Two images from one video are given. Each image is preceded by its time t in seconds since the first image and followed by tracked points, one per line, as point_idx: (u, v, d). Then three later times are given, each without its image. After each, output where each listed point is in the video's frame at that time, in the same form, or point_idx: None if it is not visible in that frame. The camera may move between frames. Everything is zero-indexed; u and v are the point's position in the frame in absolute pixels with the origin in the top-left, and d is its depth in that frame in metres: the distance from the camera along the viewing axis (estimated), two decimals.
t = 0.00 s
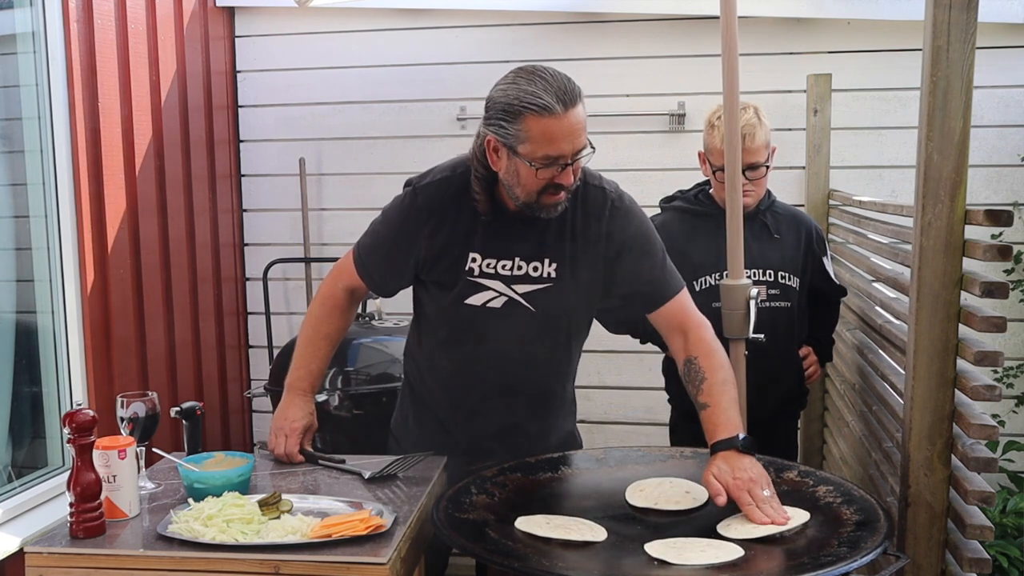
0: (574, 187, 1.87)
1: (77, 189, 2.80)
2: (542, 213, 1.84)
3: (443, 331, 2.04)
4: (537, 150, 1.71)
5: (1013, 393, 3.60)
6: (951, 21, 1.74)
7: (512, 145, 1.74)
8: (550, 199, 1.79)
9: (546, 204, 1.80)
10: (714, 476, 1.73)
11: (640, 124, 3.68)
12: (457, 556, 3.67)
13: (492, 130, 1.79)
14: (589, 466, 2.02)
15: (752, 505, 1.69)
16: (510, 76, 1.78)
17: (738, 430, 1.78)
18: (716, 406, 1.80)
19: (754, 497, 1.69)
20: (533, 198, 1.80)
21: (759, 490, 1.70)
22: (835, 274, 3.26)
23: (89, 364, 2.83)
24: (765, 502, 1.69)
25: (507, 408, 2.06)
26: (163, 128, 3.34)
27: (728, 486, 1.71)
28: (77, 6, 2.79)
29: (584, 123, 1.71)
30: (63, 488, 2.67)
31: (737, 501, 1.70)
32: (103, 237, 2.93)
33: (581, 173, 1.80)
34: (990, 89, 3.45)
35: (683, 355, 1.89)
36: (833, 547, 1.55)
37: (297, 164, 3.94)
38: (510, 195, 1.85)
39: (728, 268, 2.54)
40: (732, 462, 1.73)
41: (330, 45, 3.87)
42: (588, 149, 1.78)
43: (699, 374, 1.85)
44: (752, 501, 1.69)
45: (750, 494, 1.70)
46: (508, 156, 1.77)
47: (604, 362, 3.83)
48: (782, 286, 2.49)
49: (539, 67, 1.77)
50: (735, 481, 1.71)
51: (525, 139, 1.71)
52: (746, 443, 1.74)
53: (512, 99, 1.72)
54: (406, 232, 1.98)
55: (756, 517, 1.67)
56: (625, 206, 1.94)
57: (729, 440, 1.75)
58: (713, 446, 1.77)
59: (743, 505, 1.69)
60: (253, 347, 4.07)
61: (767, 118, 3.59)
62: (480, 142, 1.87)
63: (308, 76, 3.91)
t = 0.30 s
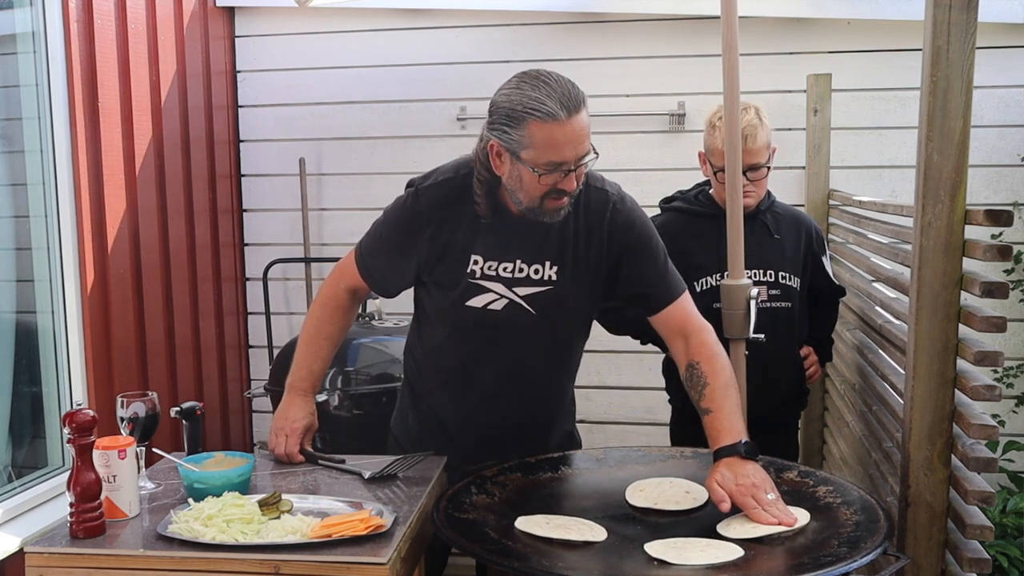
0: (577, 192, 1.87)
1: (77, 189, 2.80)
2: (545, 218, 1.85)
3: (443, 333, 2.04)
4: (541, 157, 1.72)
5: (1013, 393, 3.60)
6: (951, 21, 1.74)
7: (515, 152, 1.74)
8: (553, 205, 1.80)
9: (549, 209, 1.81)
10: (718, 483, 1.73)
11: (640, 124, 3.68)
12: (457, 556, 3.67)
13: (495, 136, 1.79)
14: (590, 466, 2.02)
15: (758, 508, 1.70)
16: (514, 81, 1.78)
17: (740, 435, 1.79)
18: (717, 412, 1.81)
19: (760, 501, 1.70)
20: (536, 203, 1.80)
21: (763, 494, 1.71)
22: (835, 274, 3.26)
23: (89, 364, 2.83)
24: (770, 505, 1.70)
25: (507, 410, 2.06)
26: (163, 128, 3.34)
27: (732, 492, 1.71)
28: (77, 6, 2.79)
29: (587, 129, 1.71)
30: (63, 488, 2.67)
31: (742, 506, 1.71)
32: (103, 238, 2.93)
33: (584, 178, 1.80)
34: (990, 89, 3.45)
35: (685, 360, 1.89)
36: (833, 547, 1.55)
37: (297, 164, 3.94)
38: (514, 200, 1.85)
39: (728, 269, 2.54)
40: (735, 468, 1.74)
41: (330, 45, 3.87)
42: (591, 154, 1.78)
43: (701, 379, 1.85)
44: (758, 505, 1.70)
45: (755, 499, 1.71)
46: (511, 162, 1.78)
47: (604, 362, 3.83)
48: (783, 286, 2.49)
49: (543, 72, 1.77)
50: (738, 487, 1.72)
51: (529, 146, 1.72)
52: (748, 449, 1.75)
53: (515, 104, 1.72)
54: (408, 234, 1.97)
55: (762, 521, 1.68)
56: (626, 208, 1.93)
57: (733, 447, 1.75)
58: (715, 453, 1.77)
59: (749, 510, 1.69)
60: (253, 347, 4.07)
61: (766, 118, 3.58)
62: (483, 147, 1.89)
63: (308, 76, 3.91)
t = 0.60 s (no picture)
0: (573, 185, 1.87)
1: (77, 189, 2.80)
2: (539, 210, 1.85)
3: (441, 329, 2.04)
4: (533, 149, 1.71)
5: (1013, 393, 3.60)
6: (951, 21, 1.74)
7: (508, 144, 1.74)
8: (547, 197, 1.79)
9: (543, 201, 1.80)
10: (714, 482, 1.72)
11: (640, 124, 3.68)
12: (457, 556, 3.67)
13: (490, 128, 1.79)
14: (590, 467, 2.02)
15: (752, 507, 1.69)
16: (507, 74, 1.78)
17: (740, 431, 1.78)
18: (717, 407, 1.80)
19: (754, 500, 1.69)
20: (529, 195, 1.80)
21: (759, 492, 1.70)
22: (835, 274, 3.26)
23: (89, 363, 2.83)
24: (766, 503, 1.69)
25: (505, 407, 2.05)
26: (163, 128, 3.34)
27: (727, 490, 1.71)
28: (77, 6, 2.79)
29: (579, 121, 1.70)
30: (63, 488, 2.67)
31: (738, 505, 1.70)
32: (103, 238, 2.93)
33: (578, 171, 1.79)
34: (990, 89, 3.45)
35: (685, 355, 1.88)
36: (833, 546, 1.55)
37: (297, 164, 3.94)
38: (507, 192, 1.85)
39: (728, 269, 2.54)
40: (731, 465, 1.73)
41: (329, 45, 3.87)
42: (585, 146, 1.77)
43: (702, 374, 1.84)
44: (753, 504, 1.69)
45: (750, 497, 1.70)
46: (505, 155, 1.78)
47: (605, 362, 3.83)
48: (783, 286, 2.49)
49: (536, 65, 1.77)
50: (733, 485, 1.71)
51: (521, 138, 1.72)
52: (746, 446, 1.74)
53: (507, 97, 1.72)
54: (405, 230, 1.98)
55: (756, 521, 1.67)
56: (624, 205, 1.93)
57: (728, 442, 1.75)
58: (713, 449, 1.76)
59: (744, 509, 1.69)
60: (253, 347, 4.07)
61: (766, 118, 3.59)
62: (478, 140, 1.89)
63: (308, 76, 3.91)
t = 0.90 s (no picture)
0: (576, 193, 1.87)
1: (77, 189, 2.80)
2: (544, 218, 1.85)
3: (443, 333, 2.04)
4: (537, 158, 1.71)
5: (1013, 393, 3.60)
6: (951, 21, 1.74)
7: (512, 153, 1.74)
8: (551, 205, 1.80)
9: (547, 209, 1.81)
10: (713, 489, 1.72)
11: (640, 124, 3.68)
12: (457, 556, 3.67)
13: (493, 136, 1.79)
14: (590, 466, 2.02)
15: (752, 512, 1.69)
16: (511, 82, 1.78)
17: (740, 436, 1.77)
18: (716, 412, 1.80)
19: (754, 505, 1.69)
20: (534, 203, 1.81)
21: (758, 497, 1.70)
22: (835, 274, 3.27)
23: (89, 364, 2.83)
24: (766, 507, 1.69)
25: (507, 411, 2.06)
26: (163, 128, 3.34)
27: (727, 497, 1.70)
28: (77, 6, 2.79)
29: (585, 130, 1.70)
30: (63, 488, 2.67)
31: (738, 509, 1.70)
32: (103, 238, 2.93)
33: (582, 179, 1.79)
34: (990, 89, 3.45)
35: (687, 359, 1.88)
36: (833, 546, 1.55)
37: (297, 164, 3.94)
38: (512, 200, 1.85)
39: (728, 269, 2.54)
40: (731, 471, 1.72)
41: (329, 45, 3.87)
42: (589, 155, 1.77)
43: (701, 380, 1.84)
44: (752, 508, 1.69)
45: (750, 502, 1.69)
46: (508, 162, 1.78)
47: (605, 362, 3.84)
48: (783, 286, 2.49)
49: (540, 73, 1.77)
50: (733, 490, 1.70)
51: (525, 147, 1.71)
52: (745, 452, 1.73)
53: (512, 106, 1.72)
54: (407, 235, 1.97)
55: (755, 524, 1.67)
56: (626, 209, 1.94)
57: (728, 449, 1.74)
58: (713, 454, 1.76)
59: (744, 514, 1.69)
60: (253, 347, 4.07)
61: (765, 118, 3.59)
62: (482, 146, 1.89)
63: (307, 76, 3.91)
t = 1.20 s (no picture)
0: (575, 192, 1.87)
1: (77, 189, 2.80)
2: (542, 218, 1.85)
3: (442, 332, 2.04)
4: (534, 158, 1.71)
5: (1013, 393, 3.60)
6: (950, 21, 1.74)
7: (510, 153, 1.74)
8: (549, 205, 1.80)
9: (545, 209, 1.81)
10: (704, 486, 1.73)
11: (640, 124, 3.68)
12: (457, 556, 3.67)
13: (492, 136, 1.79)
14: (590, 466, 2.02)
15: (738, 513, 1.69)
16: (509, 82, 1.78)
17: (736, 436, 1.78)
18: (715, 411, 1.81)
19: (741, 506, 1.70)
20: (532, 204, 1.81)
21: (747, 498, 1.70)
22: (835, 274, 3.27)
23: (89, 363, 2.83)
24: (752, 509, 1.69)
25: (506, 410, 2.05)
26: (163, 128, 3.34)
27: (716, 495, 1.71)
28: (77, 6, 2.79)
29: (582, 130, 1.70)
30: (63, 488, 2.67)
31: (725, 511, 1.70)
32: (103, 238, 2.93)
33: (580, 179, 1.79)
34: (990, 89, 3.45)
35: (688, 357, 1.89)
36: (833, 546, 1.55)
37: (297, 164, 3.94)
38: (509, 199, 1.86)
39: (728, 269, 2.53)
40: (724, 470, 1.73)
41: (329, 45, 3.87)
42: (586, 155, 1.77)
43: (701, 379, 1.85)
44: (738, 509, 1.69)
45: (737, 502, 1.70)
46: (506, 162, 1.78)
47: (604, 362, 3.84)
48: (782, 285, 2.49)
49: (538, 73, 1.77)
50: (723, 490, 1.71)
51: (523, 147, 1.72)
52: (740, 453, 1.73)
53: (510, 106, 1.72)
54: (407, 234, 1.97)
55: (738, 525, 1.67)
56: (625, 208, 1.93)
57: (724, 449, 1.74)
58: (709, 454, 1.77)
59: (730, 514, 1.69)
60: (253, 347, 4.07)
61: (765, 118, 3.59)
62: (480, 146, 1.88)
63: (308, 76, 3.91)
